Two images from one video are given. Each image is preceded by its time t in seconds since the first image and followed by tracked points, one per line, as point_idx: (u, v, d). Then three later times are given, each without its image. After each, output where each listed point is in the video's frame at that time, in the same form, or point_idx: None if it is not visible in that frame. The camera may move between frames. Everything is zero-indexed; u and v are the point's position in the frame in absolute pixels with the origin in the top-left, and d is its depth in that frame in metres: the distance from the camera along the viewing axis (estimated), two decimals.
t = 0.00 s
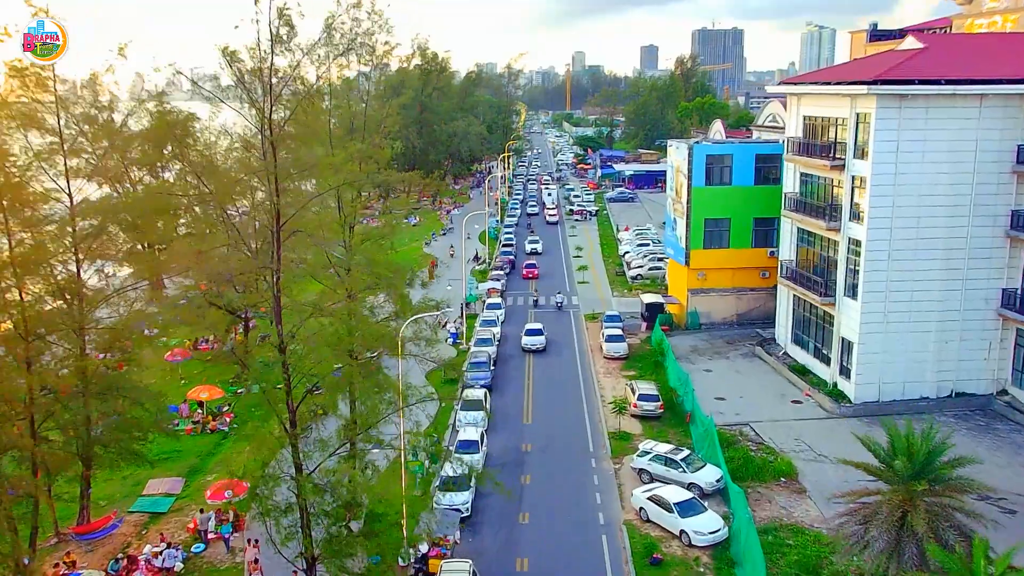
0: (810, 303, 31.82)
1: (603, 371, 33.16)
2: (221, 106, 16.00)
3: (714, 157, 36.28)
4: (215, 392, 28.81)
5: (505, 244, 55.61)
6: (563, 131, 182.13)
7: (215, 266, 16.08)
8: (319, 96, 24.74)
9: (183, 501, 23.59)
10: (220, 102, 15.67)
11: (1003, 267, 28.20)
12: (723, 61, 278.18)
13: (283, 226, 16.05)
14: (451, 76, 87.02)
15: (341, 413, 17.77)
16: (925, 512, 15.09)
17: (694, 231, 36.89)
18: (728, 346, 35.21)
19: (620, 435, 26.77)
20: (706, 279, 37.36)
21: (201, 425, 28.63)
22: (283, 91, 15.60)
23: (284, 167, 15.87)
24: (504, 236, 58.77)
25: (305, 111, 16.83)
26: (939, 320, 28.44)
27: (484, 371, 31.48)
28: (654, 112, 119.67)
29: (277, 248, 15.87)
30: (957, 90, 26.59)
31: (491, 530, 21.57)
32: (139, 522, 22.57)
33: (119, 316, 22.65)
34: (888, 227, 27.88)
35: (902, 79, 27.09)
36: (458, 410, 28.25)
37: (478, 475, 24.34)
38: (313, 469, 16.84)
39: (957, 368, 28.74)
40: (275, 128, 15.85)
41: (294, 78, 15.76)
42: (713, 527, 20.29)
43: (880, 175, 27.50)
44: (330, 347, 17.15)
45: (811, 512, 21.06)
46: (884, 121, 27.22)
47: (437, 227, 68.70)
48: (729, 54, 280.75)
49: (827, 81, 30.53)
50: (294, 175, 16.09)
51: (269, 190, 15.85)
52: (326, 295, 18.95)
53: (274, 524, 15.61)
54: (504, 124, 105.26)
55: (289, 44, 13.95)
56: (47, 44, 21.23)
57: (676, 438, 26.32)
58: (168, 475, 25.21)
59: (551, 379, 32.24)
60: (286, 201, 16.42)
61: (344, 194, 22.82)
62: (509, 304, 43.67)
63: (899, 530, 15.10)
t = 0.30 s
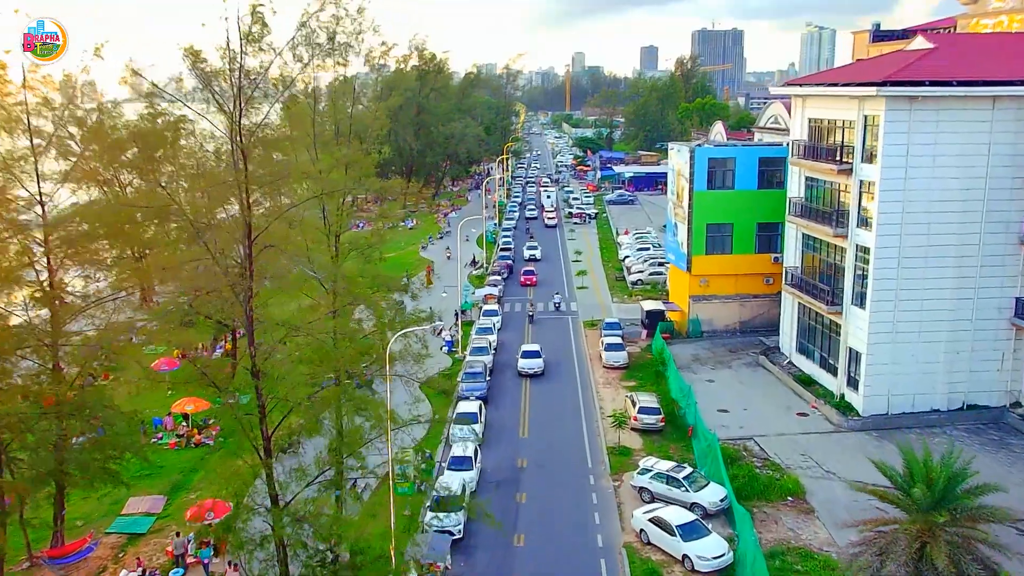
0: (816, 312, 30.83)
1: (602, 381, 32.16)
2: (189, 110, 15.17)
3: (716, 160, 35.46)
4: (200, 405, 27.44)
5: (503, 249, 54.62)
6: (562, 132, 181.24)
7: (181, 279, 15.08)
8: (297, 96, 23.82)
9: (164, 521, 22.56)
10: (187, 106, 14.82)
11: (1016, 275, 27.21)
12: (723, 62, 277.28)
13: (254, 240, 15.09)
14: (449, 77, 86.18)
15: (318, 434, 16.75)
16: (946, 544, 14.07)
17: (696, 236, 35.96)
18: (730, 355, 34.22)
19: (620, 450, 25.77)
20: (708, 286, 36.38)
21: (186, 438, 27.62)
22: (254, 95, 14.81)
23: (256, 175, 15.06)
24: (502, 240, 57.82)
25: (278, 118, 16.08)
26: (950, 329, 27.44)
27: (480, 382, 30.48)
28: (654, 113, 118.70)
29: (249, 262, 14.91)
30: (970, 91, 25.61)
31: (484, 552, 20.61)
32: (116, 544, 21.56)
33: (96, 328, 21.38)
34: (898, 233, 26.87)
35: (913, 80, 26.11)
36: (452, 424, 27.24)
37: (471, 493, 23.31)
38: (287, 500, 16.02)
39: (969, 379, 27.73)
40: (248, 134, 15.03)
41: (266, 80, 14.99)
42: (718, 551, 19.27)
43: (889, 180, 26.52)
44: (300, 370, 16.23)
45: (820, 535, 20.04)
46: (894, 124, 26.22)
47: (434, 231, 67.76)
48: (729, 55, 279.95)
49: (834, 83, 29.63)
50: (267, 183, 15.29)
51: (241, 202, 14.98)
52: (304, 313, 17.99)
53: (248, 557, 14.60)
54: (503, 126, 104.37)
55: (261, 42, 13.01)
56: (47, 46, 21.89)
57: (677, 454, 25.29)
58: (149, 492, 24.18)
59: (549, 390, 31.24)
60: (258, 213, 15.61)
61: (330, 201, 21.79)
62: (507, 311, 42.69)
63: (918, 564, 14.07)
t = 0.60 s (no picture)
0: (822, 320, 29.79)
1: (601, 392, 31.16)
2: (149, 120, 14.51)
3: (718, 163, 34.50)
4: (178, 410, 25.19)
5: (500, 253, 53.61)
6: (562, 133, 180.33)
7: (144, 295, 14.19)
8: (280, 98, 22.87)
9: (142, 543, 21.49)
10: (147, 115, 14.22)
11: None
12: (723, 62, 276.48)
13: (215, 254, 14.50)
14: (446, 78, 85.22)
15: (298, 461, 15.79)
16: None
17: (697, 241, 34.97)
18: (734, 364, 33.19)
19: (620, 466, 24.75)
20: (710, 292, 35.39)
21: (170, 453, 26.56)
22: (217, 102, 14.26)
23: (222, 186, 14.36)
24: (500, 243, 56.83)
25: (242, 126, 15.39)
26: (961, 339, 26.43)
27: (475, 393, 29.47)
28: (653, 113, 117.70)
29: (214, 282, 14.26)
30: (983, 92, 24.66)
31: None
32: (92, 567, 20.53)
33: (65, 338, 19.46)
34: (907, 239, 25.86)
35: (924, 80, 25.15)
36: (445, 437, 26.23)
37: (464, 513, 22.31)
38: (257, 537, 15.35)
39: (981, 391, 26.73)
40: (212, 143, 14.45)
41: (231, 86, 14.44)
42: None
43: (898, 184, 25.51)
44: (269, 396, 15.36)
45: (831, 560, 19.02)
46: (904, 126, 25.23)
47: (430, 234, 66.75)
48: (728, 55, 279.17)
49: (841, 84, 28.65)
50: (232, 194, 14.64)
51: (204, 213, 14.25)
52: (283, 329, 16.99)
53: None
54: (501, 127, 103.43)
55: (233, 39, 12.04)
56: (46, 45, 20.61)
57: (680, 471, 24.22)
58: (129, 511, 23.12)
59: (547, 402, 30.23)
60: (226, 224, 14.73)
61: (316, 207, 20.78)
62: (503, 317, 41.69)
63: None
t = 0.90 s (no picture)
0: (829, 328, 28.83)
1: (601, 402, 30.16)
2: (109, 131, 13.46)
3: (722, 165, 33.55)
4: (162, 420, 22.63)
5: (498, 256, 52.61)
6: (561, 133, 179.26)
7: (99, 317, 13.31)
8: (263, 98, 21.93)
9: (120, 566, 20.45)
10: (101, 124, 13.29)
11: None
12: (723, 62, 275.56)
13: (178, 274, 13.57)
14: (444, 78, 84.25)
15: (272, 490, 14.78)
16: None
17: (700, 246, 34.00)
18: (737, 373, 32.23)
19: (620, 482, 23.77)
20: (712, 299, 34.42)
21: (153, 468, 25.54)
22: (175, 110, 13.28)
23: (184, 201, 13.44)
24: (498, 246, 55.81)
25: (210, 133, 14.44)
26: (974, 350, 25.46)
27: (470, 404, 28.48)
28: (653, 114, 116.63)
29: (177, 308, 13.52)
30: (998, 93, 23.75)
31: None
32: None
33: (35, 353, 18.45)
34: (919, 246, 24.85)
35: (936, 80, 24.21)
36: (439, 452, 25.25)
37: (458, 533, 21.33)
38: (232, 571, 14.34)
39: (995, 403, 25.76)
40: (172, 153, 13.48)
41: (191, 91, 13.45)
42: None
43: (909, 189, 24.52)
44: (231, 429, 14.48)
45: None
46: (916, 128, 24.27)
47: (428, 236, 65.70)
48: (727, 55, 278.17)
49: (850, 84, 27.69)
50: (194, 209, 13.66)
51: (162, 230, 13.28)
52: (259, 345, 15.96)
53: None
54: (500, 127, 102.37)
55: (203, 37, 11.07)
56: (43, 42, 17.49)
57: (683, 489, 23.24)
58: (107, 531, 22.07)
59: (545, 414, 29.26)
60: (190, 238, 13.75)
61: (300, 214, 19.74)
62: (501, 323, 40.69)
63: None
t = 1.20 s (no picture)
0: (838, 338, 27.86)
1: (603, 415, 29.14)
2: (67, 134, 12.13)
3: (726, 169, 32.55)
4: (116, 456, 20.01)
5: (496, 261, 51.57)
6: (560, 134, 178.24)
7: (45, 350, 12.31)
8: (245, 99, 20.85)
9: None
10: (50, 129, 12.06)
11: None
12: (723, 62, 274.66)
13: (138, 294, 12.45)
14: (442, 79, 83.22)
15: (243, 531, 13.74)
16: None
17: (704, 253, 33.02)
18: (743, 384, 31.22)
19: (624, 501, 22.76)
20: (717, 306, 33.45)
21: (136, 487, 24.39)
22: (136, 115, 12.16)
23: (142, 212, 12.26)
24: (496, 251, 54.79)
25: (182, 139, 13.25)
26: (991, 361, 24.51)
27: (466, 417, 27.49)
28: (653, 115, 115.62)
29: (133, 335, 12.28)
30: (1017, 95, 22.79)
31: None
32: None
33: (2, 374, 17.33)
34: (933, 255, 23.88)
35: (952, 82, 23.24)
36: (434, 468, 24.23)
37: (453, 557, 20.29)
38: None
39: (1011, 417, 24.79)
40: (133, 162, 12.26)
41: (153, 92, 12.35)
42: None
43: (923, 195, 23.56)
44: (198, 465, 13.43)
45: None
46: (931, 132, 23.29)
47: (426, 240, 64.56)
48: (727, 56, 277.30)
49: (860, 85, 26.73)
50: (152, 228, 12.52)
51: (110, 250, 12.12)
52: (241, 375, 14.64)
53: None
54: (499, 129, 101.31)
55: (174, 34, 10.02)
56: (48, 43, 12.46)
57: (689, 508, 22.24)
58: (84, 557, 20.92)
59: (544, 426, 28.26)
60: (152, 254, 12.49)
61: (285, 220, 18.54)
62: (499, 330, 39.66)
63: None
